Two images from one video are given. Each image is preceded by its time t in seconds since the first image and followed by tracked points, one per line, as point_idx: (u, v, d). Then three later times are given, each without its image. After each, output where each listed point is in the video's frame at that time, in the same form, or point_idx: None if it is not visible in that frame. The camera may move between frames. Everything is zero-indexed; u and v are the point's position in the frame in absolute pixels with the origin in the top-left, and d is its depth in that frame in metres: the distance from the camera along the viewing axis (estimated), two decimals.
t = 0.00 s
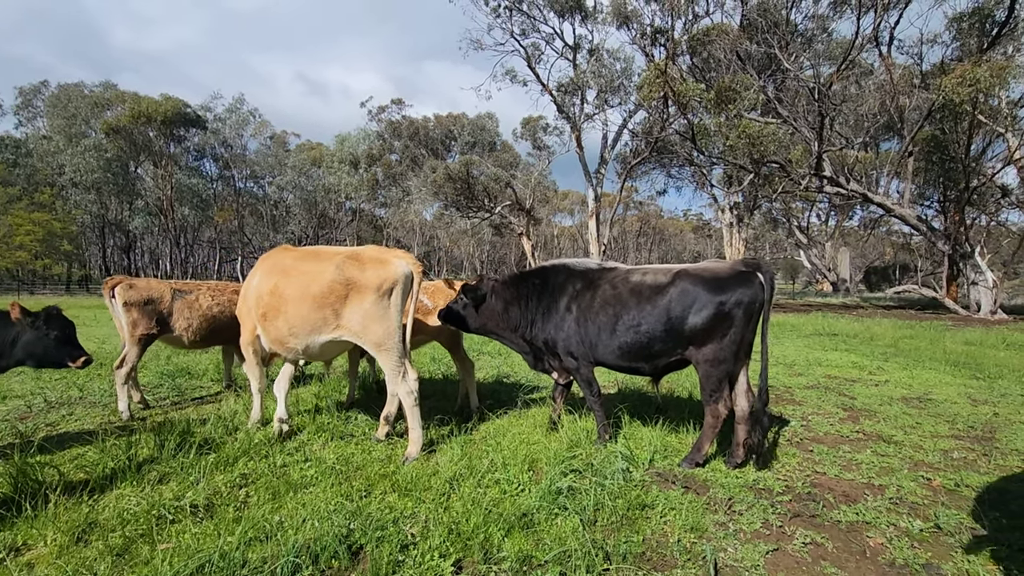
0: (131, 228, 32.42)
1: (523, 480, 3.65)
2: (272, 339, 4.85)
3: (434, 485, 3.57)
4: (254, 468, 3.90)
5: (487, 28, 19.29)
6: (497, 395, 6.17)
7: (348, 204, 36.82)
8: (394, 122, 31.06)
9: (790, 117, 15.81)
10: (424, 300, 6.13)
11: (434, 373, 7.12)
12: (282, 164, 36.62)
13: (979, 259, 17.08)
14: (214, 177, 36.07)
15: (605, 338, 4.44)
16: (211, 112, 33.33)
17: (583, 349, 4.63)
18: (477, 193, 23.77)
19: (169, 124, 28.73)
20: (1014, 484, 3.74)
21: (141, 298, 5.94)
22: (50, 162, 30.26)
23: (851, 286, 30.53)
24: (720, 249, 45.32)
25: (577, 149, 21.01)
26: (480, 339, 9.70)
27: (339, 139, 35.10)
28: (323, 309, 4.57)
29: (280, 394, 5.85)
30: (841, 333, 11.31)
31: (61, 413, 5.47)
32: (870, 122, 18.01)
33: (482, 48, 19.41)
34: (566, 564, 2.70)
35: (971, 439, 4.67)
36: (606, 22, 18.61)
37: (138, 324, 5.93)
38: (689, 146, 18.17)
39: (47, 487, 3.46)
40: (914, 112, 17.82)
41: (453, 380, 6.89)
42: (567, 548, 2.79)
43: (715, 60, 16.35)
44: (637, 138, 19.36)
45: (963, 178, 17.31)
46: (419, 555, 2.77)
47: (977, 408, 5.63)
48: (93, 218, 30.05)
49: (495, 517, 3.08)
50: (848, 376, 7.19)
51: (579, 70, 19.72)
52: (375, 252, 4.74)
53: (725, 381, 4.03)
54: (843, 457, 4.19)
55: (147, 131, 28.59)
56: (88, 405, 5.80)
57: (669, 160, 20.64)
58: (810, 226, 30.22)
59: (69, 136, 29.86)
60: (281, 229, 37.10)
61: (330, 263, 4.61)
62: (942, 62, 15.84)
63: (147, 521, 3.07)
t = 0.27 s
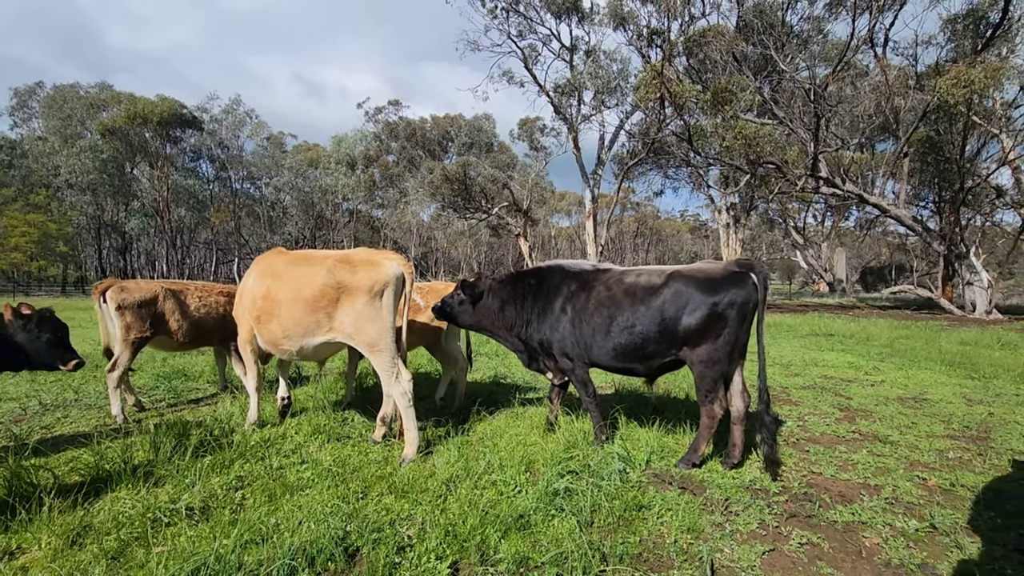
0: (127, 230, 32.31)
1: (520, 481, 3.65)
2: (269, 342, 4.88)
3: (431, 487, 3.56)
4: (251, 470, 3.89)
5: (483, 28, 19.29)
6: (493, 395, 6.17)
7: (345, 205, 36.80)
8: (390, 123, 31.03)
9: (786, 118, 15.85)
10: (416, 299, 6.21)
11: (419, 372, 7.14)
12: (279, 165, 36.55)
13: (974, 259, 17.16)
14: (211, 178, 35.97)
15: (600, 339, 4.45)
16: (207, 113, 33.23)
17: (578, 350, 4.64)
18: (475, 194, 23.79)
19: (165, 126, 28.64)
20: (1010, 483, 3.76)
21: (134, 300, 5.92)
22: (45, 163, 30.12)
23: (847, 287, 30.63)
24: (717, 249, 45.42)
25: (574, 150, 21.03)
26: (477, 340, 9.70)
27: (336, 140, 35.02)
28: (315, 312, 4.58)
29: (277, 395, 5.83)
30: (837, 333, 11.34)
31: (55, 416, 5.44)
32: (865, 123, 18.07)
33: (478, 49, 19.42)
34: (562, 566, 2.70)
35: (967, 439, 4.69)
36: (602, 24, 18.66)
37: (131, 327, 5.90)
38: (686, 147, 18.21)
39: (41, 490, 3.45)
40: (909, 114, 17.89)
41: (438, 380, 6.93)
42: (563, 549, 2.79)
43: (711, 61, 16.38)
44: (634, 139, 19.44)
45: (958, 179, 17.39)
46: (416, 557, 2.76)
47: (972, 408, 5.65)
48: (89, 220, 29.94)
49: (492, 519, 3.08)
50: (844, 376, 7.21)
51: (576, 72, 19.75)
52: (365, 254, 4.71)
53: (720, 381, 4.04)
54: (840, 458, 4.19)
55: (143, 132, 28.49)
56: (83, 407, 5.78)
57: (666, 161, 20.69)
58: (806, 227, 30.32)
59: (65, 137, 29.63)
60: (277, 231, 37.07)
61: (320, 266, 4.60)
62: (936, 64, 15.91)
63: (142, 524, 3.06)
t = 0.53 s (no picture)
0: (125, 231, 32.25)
1: (519, 482, 3.66)
2: (267, 343, 4.91)
3: (430, 488, 3.57)
4: (249, 472, 3.89)
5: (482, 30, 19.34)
6: (491, 397, 6.16)
7: (344, 206, 36.80)
8: (389, 125, 31.03)
9: (784, 119, 15.87)
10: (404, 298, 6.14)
11: (407, 371, 7.14)
12: (278, 166, 36.54)
13: (972, 259, 17.20)
14: (209, 180, 35.92)
15: (596, 340, 4.45)
16: (205, 115, 33.20)
17: (575, 351, 4.64)
18: (473, 195, 23.83)
19: (164, 127, 28.61)
20: (1007, 483, 3.77)
21: (133, 304, 5.84)
22: (43, 165, 30.06)
23: (845, 288, 30.66)
24: (716, 250, 45.49)
25: (573, 151, 21.05)
26: (475, 341, 9.70)
27: (335, 141, 35.01)
28: (309, 314, 4.58)
29: (275, 397, 5.82)
30: (835, 334, 11.35)
31: (53, 418, 5.42)
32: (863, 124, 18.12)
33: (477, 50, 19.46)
34: (562, 567, 2.70)
35: (964, 439, 4.70)
36: (601, 25, 18.69)
37: (131, 331, 5.84)
38: (685, 148, 18.24)
39: (39, 494, 3.44)
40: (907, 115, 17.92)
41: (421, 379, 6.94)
42: (562, 551, 2.80)
43: (709, 62, 16.42)
44: (633, 140, 19.48)
45: (955, 180, 17.43)
46: (415, 559, 2.76)
47: (969, 408, 5.66)
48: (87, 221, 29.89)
49: (491, 520, 3.08)
50: (842, 377, 7.22)
51: (575, 73, 19.77)
52: (360, 256, 4.69)
53: (717, 382, 4.04)
54: (838, 458, 4.20)
55: (141, 133, 28.47)
56: (82, 409, 5.76)
57: (665, 162, 20.71)
58: (804, 228, 30.38)
59: (63, 139, 29.38)
60: (276, 232, 37.04)
61: (315, 268, 4.61)
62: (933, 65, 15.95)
63: (140, 526, 3.06)
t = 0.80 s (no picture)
0: (124, 233, 32.21)
1: (518, 484, 3.65)
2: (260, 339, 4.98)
3: (429, 490, 3.56)
4: (248, 475, 3.88)
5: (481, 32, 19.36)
6: (489, 398, 6.16)
7: (343, 208, 36.80)
8: (388, 126, 31.03)
9: (783, 120, 15.87)
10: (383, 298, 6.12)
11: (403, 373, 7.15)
12: (277, 167, 36.53)
13: (971, 260, 17.21)
14: (208, 181, 35.89)
15: (595, 340, 4.45)
16: (205, 116, 33.18)
17: (574, 353, 4.63)
18: (473, 197, 23.85)
19: (163, 128, 28.58)
20: (1006, 484, 3.76)
21: (141, 308, 5.86)
22: (42, 166, 30.00)
23: (844, 288, 30.68)
24: (715, 251, 45.52)
25: (572, 152, 21.06)
26: (474, 343, 9.70)
27: (334, 143, 34.99)
28: (296, 313, 4.61)
29: (276, 399, 5.81)
30: (835, 335, 11.35)
31: (51, 420, 5.40)
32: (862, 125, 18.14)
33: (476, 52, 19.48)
34: (561, 569, 2.70)
35: (964, 440, 4.70)
36: (600, 26, 18.72)
37: (139, 334, 5.86)
38: (684, 150, 18.22)
39: (38, 496, 3.43)
40: (905, 115, 17.95)
41: (408, 379, 6.96)
42: (562, 553, 2.79)
43: (708, 64, 16.43)
44: (632, 141, 19.51)
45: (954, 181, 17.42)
46: (414, 561, 2.76)
47: (969, 409, 5.66)
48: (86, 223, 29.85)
49: (490, 522, 3.08)
50: (841, 377, 7.22)
51: (574, 74, 19.79)
52: (352, 256, 4.72)
53: (715, 382, 4.04)
54: (838, 460, 4.20)
55: (140, 135, 28.45)
56: (81, 411, 5.75)
57: (664, 163, 20.72)
58: (804, 228, 30.39)
59: (62, 140, 29.24)
60: (275, 233, 37.02)
61: (306, 267, 4.65)
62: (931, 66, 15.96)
63: (138, 528, 3.05)
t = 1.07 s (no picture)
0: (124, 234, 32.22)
1: (518, 486, 3.64)
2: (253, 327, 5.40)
3: (429, 492, 3.55)
4: (247, 476, 3.87)
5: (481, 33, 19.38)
6: (489, 399, 6.17)
7: (343, 209, 36.82)
8: (388, 127, 31.04)
9: (783, 121, 15.86)
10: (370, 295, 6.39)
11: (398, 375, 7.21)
12: (277, 169, 36.56)
13: (971, 261, 17.19)
14: (208, 183, 35.90)
15: (594, 342, 4.44)
16: (205, 118, 33.19)
17: (574, 354, 4.62)
18: (473, 198, 23.83)
19: (163, 130, 28.60)
20: (1007, 486, 3.76)
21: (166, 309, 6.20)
22: (42, 168, 30.02)
23: (845, 289, 30.66)
24: (715, 252, 45.49)
25: (572, 154, 21.06)
26: (474, 344, 9.70)
27: (334, 144, 34.99)
28: (276, 311, 4.90)
29: (276, 400, 5.81)
30: (835, 336, 11.34)
31: (51, 422, 5.40)
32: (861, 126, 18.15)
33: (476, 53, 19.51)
34: (561, 572, 2.69)
35: (965, 442, 4.69)
36: (599, 27, 18.73)
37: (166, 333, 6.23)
38: (684, 151, 18.21)
39: (37, 499, 3.43)
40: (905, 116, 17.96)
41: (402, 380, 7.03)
42: (562, 555, 2.78)
43: (708, 65, 16.44)
44: (632, 142, 19.52)
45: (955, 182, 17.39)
46: (413, 564, 2.75)
47: (970, 410, 5.66)
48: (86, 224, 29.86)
49: (490, 524, 3.07)
50: (842, 379, 7.21)
51: (574, 75, 19.80)
52: (332, 257, 4.93)
53: (715, 384, 4.03)
54: (839, 461, 4.19)
55: (140, 136, 28.46)
56: (81, 414, 5.74)
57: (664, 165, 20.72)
58: (804, 229, 30.38)
59: (62, 142, 29.45)
60: (276, 234, 37.05)
61: (290, 266, 4.93)
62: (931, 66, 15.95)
63: (138, 531, 3.04)
